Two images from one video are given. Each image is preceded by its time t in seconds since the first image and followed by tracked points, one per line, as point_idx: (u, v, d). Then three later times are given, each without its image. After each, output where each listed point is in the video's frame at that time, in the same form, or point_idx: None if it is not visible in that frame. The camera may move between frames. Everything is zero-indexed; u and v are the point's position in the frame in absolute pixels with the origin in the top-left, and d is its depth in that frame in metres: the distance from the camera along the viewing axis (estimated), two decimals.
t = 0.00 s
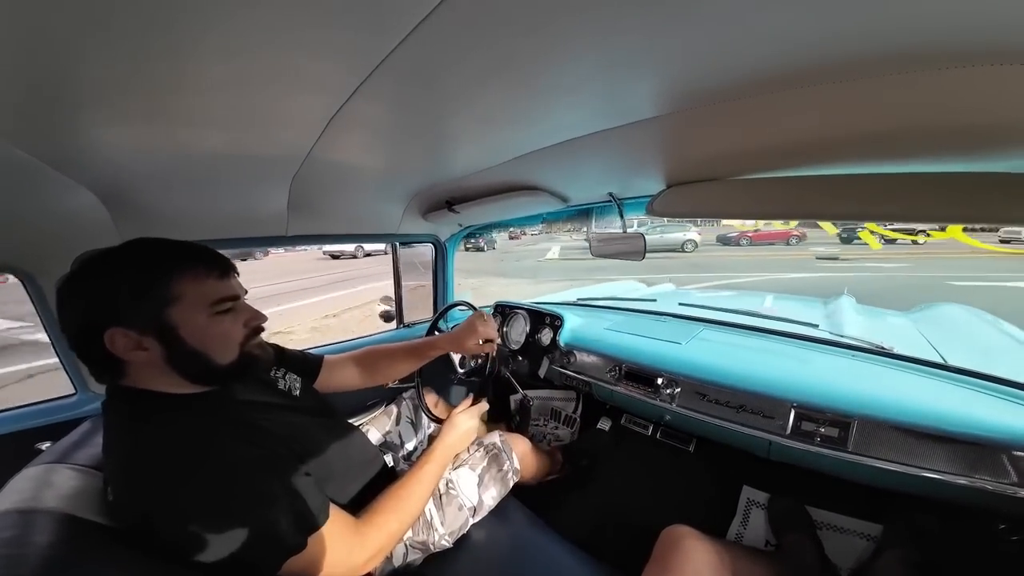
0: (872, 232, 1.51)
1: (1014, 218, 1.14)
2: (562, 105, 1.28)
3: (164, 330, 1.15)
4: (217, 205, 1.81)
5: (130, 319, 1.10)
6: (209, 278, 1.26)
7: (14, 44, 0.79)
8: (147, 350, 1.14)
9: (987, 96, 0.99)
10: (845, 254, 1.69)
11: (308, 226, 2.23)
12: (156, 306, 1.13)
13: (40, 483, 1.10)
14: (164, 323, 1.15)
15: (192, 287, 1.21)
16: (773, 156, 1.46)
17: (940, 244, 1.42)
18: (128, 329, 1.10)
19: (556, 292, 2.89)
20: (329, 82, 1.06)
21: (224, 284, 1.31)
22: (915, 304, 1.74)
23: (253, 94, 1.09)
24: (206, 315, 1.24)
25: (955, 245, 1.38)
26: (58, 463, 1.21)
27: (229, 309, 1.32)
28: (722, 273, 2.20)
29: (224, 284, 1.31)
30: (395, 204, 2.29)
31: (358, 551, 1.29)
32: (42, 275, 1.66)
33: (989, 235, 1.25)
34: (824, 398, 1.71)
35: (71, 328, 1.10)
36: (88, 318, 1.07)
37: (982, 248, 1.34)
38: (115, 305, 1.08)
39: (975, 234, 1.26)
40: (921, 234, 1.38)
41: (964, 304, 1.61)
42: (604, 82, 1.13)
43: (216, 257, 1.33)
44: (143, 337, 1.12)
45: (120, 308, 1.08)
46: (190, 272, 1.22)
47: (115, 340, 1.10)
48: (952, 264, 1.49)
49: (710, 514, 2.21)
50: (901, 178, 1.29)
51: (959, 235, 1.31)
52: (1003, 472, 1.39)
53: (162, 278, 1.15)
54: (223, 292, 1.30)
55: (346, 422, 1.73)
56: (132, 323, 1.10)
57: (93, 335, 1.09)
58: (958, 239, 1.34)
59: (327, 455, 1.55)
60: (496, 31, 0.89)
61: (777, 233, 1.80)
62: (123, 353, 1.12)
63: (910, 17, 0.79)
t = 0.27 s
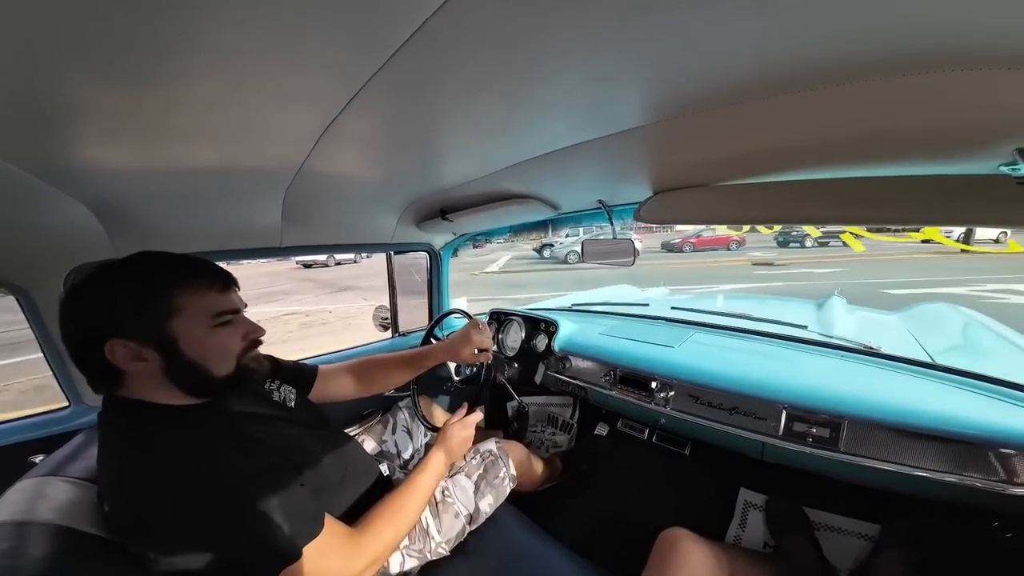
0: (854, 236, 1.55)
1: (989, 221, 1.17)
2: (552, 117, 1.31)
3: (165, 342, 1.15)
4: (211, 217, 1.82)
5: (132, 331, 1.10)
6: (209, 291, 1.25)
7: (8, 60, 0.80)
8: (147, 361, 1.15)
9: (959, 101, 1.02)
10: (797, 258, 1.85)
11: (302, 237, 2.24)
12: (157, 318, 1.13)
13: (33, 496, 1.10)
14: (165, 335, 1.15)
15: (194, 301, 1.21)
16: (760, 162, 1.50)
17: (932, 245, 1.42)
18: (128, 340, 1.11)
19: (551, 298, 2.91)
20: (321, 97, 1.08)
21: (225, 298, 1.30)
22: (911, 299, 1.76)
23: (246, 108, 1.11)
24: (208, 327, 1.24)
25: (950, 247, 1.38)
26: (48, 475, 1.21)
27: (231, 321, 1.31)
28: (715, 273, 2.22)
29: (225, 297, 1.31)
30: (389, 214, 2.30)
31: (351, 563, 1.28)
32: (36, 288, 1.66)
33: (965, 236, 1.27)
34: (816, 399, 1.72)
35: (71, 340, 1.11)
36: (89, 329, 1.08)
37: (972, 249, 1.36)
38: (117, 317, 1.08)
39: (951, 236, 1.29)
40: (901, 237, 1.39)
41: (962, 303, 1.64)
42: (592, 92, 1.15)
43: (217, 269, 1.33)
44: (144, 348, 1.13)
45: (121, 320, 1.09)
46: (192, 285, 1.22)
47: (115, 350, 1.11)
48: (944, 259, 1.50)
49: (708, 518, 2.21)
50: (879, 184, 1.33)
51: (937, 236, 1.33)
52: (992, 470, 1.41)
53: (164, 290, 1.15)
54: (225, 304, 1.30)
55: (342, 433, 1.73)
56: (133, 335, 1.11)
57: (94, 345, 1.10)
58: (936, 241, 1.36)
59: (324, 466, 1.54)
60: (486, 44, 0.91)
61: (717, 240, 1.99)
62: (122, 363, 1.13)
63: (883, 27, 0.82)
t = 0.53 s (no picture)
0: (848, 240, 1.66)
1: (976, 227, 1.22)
2: (549, 126, 1.32)
3: (166, 348, 1.16)
4: (212, 225, 1.83)
5: (133, 337, 1.11)
6: (210, 297, 1.27)
7: (13, 69, 0.81)
8: (147, 367, 1.15)
9: (951, 111, 1.04)
10: (765, 260, 1.97)
11: (302, 243, 2.25)
12: (158, 324, 1.15)
13: (35, 505, 1.10)
14: (165, 341, 1.16)
15: (193, 307, 1.22)
16: (756, 170, 1.52)
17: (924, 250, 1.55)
18: (128, 346, 1.11)
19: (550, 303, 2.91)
20: (323, 110, 1.09)
21: (225, 304, 1.31)
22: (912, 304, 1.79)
23: (248, 118, 1.12)
24: (207, 333, 1.25)
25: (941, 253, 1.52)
26: (50, 484, 1.20)
27: (229, 327, 1.32)
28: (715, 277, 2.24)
29: (224, 303, 1.32)
30: (389, 220, 2.31)
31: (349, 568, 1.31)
32: (36, 296, 1.66)
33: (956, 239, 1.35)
34: (813, 401, 1.74)
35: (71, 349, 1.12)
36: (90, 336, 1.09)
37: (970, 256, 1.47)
38: (118, 323, 1.10)
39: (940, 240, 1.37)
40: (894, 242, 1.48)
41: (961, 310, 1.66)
42: (589, 103, 1.16)
43: (216, 276, 1.33)
44: (144, 354, 1.13)
45: (121, 327, 1.10)
46: (192, 291, 1.23)
47: (116, 357, 1.11)
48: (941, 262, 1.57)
49: (708, 521, 2.23)
50: (869, 195, 1.39)
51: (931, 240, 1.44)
52: (988, 471, 1.42)
53: (164, 297, 1.16)
54: (225, 310, 1.31)
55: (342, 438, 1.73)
56: (134, 341, 1.12)
57: (93, 353, 1.11)
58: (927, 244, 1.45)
59: (324, 471, 1.55)
60: (485, 58, 0.92)
61: (664, 243, 2.18)
62: (123, 370, 1.13)
63: (876, 41, 0.84)
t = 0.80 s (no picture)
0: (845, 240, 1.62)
1: (969, 224, 1.23)
2: (546, 127, 1.32)
3: (186, 346, 1.19)
4: (210, 227, 1.83)
5: (155, 336, 1.13)
6: (216, 295, 1.30)
7: (13, 75, 0.81)
8: (168, 365, 1.17)
9: (945, 110, 1.05)
10: (762, 254, 1.99)
11: (301, 244, 2.25)
12: (178, 323, 1.17)
13: (34, 506, 1.11)
14: (185, 340, 1.19)
15: (207, 306, 1.25)
16: (752, 168, 1.53)
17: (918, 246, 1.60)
18: (151, 345, 1.13)
19: (549, 302, 2.92)
20: (320, 112, 1.10)
21: (227, 304, 1.33)
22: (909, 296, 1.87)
23: (246, 122, 1.12)
24: (220, 331, 1.29)
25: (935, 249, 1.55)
26: (48, 484, 1.21)
27: (234, 324, 1.36)
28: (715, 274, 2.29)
29: (227, 301, 1.35)
30: (388, 221, 2.32)
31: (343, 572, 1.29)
32: (35, 299, 1.67)
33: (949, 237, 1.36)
34: (811, 399, 1.74)
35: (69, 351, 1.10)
36: (110, 336, 1.08)
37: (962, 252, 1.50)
38: (140, 323, 1.11)
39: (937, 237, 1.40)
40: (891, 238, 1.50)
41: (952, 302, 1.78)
42: (585, 103, 1.17)
43: (214, 275, 1.34)
44: (165, 352, 1.16)
45: (144, 326, 1.11)
46: (201, 292, 1.24)
47: (138, 357, 1.12)
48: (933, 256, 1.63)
49: (708, 520, 2.23)
50: (864, 191, 1.39)
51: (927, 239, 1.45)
52: (985, 468, 1.43)
53: (180, 298, 1.19)
54: (230, 308, 1.34)
55: (338, 437, 1.74)
56: (157, 340, 1.14)
57: (112, 355, 1.10)
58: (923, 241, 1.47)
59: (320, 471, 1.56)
60: (482, 59, 0.93)
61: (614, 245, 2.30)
62: (143, 369, 1.15)
63: (868, 42, 0.85)
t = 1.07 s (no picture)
0: (844, 233, 1.59)
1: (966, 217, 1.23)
2: (541, 123, 1.31)
3: (185, 349, 1.20)
4: (206, 227, 1.82)
5: (155, 340, 1.13)
6: (213, 298, 1.32)
7: None
8: (166, 368, 1.17)
9: (942, 104, 1.04)
10: (757, 249, 2.04)
11: (298, 244, 2.24)
12: (178, 327, 1.18)
13: (32, 510, 1.09)
14: (184, 343, 1.20)
15: (206, 310, 1.28)
16: (750, 163, 1.51)
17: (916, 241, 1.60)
18: (151, 348, 1.12)
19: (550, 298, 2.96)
20: (313, 109, 1.09)
21: (223, 306, 1.37)
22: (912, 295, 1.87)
23: (239, 121, 1.11)
24: (217, 334, 1.31)
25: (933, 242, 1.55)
26: (47, 488, 1.20)
27: (230, 327, 1.38)
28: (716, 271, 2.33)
29: (224, 305, 1.37)
30: (385, 220, 2.31)
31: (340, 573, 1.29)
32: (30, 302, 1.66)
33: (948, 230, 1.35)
34: (811, 396, 1.73)
35: (72, 354, 1.08)
36: (109, 340, 1.07)
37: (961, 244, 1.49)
38: (141, 326, 1.10)
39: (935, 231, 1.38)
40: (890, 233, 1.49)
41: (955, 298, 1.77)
42: (579, 98, 1.16)
43: (212, 278, 1.37)
44: (164, 355, 1.15)
45: (145, 330, 1.11)
46: (199, 294, 1.26)
47: (138, 360, 1.12)
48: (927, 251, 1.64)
49: (707, 516, 2.22)
50: (862, 185, 1.39)
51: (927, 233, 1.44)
52: (987, 463, 1.42)
53: (178, 302, 1.20)
54: (225, 312, 1.37)
55: (336, 437, 1.74)
56: (157, 344, 1.14)
57: (111, 359, 1.09)
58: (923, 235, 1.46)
59: (318, 471, 1.56)
60: (473, 53, 0.91)
61: (559, 248, 2.53)
62: (143, 372, 1.14)
63: (864, 33, 0.83)
